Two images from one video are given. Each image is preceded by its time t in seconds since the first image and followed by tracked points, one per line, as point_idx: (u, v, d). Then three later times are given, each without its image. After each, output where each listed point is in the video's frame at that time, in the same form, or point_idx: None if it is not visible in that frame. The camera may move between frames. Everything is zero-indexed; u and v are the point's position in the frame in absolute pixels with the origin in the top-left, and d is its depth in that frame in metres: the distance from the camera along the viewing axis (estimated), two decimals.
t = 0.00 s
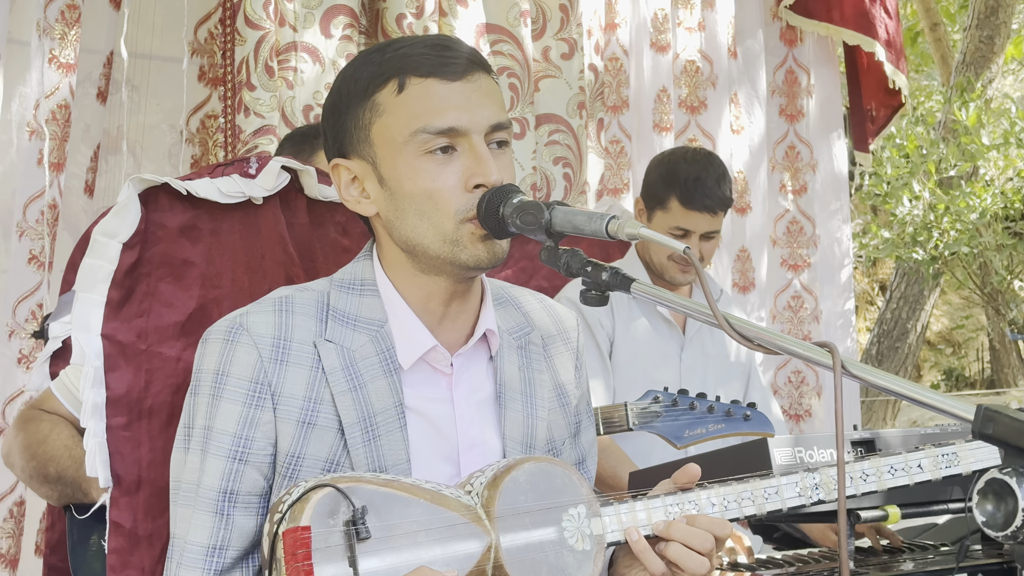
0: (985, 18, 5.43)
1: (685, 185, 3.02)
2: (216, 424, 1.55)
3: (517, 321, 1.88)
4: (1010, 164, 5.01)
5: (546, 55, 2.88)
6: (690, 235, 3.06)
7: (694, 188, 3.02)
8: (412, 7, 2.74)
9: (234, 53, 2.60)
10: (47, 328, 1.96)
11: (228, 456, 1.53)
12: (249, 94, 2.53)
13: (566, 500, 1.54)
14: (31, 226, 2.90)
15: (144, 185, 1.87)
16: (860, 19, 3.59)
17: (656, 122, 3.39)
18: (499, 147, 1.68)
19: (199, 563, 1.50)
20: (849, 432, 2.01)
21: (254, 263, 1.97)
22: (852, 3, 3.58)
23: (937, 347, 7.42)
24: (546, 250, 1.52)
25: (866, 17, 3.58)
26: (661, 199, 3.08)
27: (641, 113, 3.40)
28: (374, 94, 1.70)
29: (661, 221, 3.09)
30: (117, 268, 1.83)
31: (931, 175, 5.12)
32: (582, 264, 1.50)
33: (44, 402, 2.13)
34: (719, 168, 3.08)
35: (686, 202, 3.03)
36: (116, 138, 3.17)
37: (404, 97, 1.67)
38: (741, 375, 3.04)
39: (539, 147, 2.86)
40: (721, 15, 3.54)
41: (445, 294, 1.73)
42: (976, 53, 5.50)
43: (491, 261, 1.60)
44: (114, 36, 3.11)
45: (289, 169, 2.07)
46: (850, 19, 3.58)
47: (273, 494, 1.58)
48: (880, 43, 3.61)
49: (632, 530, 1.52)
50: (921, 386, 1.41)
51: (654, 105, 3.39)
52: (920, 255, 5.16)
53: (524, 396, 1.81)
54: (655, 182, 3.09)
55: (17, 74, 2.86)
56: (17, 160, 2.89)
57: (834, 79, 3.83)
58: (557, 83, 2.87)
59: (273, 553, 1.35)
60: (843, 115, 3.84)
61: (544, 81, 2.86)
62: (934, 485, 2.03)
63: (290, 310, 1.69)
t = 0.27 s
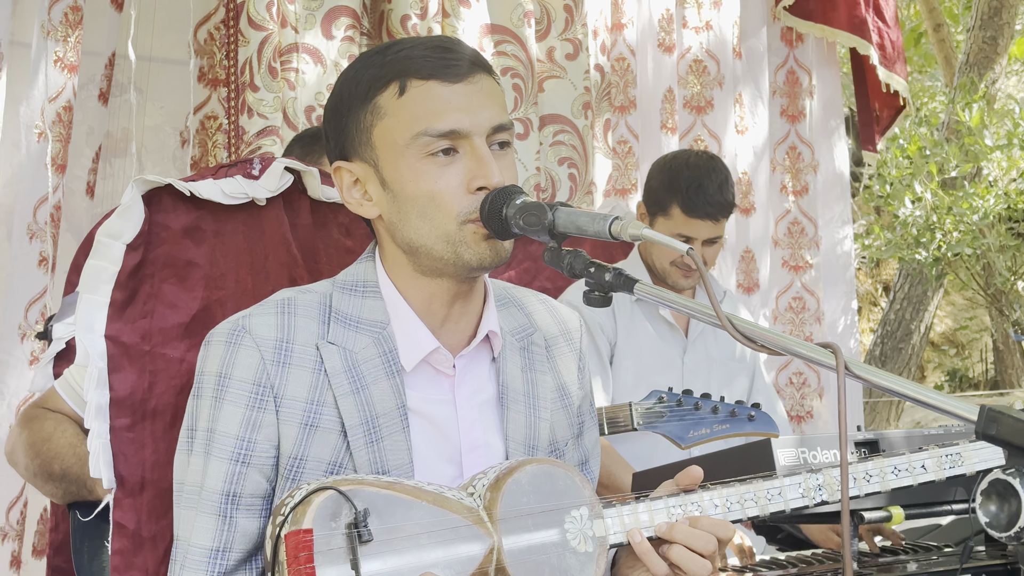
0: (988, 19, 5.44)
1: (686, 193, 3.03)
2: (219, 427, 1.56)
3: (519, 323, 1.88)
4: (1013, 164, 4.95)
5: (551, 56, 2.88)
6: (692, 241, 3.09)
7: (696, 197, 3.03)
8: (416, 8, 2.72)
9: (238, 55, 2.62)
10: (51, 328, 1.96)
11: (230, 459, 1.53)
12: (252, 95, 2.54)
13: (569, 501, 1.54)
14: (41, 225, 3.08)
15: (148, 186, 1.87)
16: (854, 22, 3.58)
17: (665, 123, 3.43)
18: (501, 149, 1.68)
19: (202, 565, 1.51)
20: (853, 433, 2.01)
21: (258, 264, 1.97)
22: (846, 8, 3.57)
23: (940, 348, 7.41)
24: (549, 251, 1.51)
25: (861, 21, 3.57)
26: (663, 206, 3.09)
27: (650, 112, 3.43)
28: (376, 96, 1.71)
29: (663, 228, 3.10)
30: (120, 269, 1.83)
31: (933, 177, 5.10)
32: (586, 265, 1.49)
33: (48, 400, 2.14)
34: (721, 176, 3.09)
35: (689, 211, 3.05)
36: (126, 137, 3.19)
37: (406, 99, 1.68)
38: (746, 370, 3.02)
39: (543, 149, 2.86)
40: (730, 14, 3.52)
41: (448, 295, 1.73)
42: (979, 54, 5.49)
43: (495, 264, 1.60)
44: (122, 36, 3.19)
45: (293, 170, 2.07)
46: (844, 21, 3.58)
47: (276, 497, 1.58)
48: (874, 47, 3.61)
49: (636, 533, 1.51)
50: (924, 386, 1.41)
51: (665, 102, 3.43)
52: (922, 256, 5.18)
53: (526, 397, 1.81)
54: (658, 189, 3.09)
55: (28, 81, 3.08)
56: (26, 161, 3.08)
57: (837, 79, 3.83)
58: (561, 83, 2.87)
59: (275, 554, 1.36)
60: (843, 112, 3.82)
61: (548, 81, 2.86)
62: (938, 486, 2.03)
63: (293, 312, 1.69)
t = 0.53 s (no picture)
0: (991, 19, 5.44)
1: (675, 184, 3.00)
2: (222, 429, 1.56)
3: (522, 325, 1.88)
4: (1016, 165, 4.96)
5: (551, 57, 2.88)
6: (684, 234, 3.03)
7: (687, 188, 3.00)
8: (418, 9, 2.78)
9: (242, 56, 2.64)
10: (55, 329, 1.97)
11: (233, 460, 1.53)
12: (256, 95, 2.56)
13: (571, 504, 1.54)
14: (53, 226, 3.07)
15: (151, 187, 1.87)
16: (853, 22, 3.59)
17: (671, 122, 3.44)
18: (505, 150, 1.68)
19: (205, 567, 1.51)
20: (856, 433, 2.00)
21: (261, 265, 1.97)
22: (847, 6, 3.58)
23: (944, 348, 7.41)
24: (552, 252, 1.51)
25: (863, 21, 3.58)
26: (653, 200, 3.06)
27: (656, 113, 3.43)
28: (380, 98, 1.70)
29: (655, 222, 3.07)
30: (124, 270, 1.83)
31: (936, 177, 5.10)
32: (589, 266, 1.49)
33: (52, 400, 2.11)
34: (710, 165, 3.06)
35: (678, 202, 3.01)
36: (130, 141, 3.27)
37: (410, 100, 1.67)
38: (751, 368, 3.02)
39: (543, 149, 2.86)
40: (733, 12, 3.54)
41: (451, 297, 1.73)
42: (982, 54, 5.48)
43: (498, 266, 1.60)
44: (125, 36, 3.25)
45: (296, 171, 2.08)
46: (841, 20, 3.59)
47: (279, 498, 1.58)
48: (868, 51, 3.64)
49: (637, 538, 1.52)
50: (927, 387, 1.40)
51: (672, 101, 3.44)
52: (925, 256, 5.16)
53: (529, 400, 1.81)
54: (647, 185, 3.08)
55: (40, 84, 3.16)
56: (34, 160, 3.02)
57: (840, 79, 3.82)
58: (562, 83, 2.87)
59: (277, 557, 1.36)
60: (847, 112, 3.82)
61: (549, 82, 2.87)
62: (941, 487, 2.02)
63: (296, 314, 1.69)
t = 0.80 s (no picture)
0: (993, 18, 5.42)
1: (659, 177, 3.01)
2: (225, 429, 1.56)
3: (525, 325, 1.88)
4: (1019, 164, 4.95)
5: (551, 57, 2.89)
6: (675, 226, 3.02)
7: (671, 180, 3.00)
8: (421, 8, 2.75)
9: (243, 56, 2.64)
10: (58, 329, 1.97)
11: (236, 461, 1.54)
12: (257, 96, 2.54)
13: (574, 504, 1.54)
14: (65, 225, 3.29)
15: (154, 186, 1.87)
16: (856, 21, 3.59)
17: (671, 122, 3.42)
18: (510, 150, 1.68)
19: (208, 567, 1.51)
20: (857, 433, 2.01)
21: (264, 264, 1.97)
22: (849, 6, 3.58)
23: (945, 348, 7.42)
24: (556, 252, 1.51)
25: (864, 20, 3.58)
26: (641, 196, 3.06)
27: (654, 112, 3.42)
28: (384, 97, 1.70)
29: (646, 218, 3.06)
30: (127, 270, 1.84)
31: (938, 176, 5.09)
32: (593, 266, 1.49)
33: (55, 400, 2.11)
34: (696, 158, 3.05)
35: (665, 194, 3.00)
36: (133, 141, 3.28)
37: (415, 100, 1.67)
38: (752, 370, 3.04)
39: (544, 149, 2.86)
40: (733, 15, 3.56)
41: (455, 296, 1.73)
42: (984, 53, 5.48)
43: (501, 266, 1.60)
44: (124, 36, 3.16)
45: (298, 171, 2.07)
46: (842, 19, 3.58)
47: (282, 499, 1.58)
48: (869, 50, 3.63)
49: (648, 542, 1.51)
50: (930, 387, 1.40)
51: (669, 103, 3.41)
52: (927, 256, 5.17)
53: (532, 400, 1.81)
54: (635, 182, 3.08)
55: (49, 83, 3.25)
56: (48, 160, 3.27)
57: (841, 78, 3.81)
58: (561, 83, 2.87)
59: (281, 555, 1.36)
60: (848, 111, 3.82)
61: (548, 82, 2.87)
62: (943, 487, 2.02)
63: (299, 314, 1.69)
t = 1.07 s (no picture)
0: (994, 17, 5.41)
1: (646, 163, 3.04)
2: (226, 427, 1.56)
3: (526, 323, 1.88)
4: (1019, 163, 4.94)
5: (552, 55, 2.88)
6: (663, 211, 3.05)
7: (657, 167, 3.04)
8: (420, 7, 2.74)
9: (242, 54, 2.64)
10: (58, 327, 1.97)
11: (237, 458, 1.53)
12: (256, 94, 2.55)
13: (576, 502, 1.54)
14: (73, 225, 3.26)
15: (155, 184, 1.87)
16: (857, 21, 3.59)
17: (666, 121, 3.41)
18: (512, 147, 1.68)
19: (209, 565, 1.50)
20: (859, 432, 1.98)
21: (265, 262, 1.97)
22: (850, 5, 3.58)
23: (946, 346, 7.42)
24: (557, 249, 1.51)
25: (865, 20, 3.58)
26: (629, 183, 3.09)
27: (651, 112, 3.42)
28: (387, 93, 1.70)
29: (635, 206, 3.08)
30: (128, 267, 1.83)
31: (939, 175, 5.08)
32: (595, 264, 1.48)
33: (55, 399, 2.12)
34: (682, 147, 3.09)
35: (651, 180, 3.04)
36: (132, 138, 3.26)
37: (417, 96, 1.67)
38: (751, 368, 3.06)
39: (545, 147, 2.86)
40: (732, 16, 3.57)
41: (456, 294, 1.73)
42: (985, 51, 5.48)
43: (503, 262, 1.60)
44: (126, 34, 3.12)
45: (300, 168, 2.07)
46: (844, 20, 3.58)
47: (283, 497, 1.58)
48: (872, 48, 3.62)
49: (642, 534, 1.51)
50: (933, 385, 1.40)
51: (665, 106, 3.41)
52: (928, 254, 5.15)
53: (533, 398, 1.80)
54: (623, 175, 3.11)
55: (53, 80, 3.20)
56: (57, 157, 3.23)
57: (838, 75, 3.81)
58: (563, 82, 2.88)
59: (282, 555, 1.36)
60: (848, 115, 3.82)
61: (549, 80, 2.87)
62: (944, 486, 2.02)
63: (300, 312, 1.68)
